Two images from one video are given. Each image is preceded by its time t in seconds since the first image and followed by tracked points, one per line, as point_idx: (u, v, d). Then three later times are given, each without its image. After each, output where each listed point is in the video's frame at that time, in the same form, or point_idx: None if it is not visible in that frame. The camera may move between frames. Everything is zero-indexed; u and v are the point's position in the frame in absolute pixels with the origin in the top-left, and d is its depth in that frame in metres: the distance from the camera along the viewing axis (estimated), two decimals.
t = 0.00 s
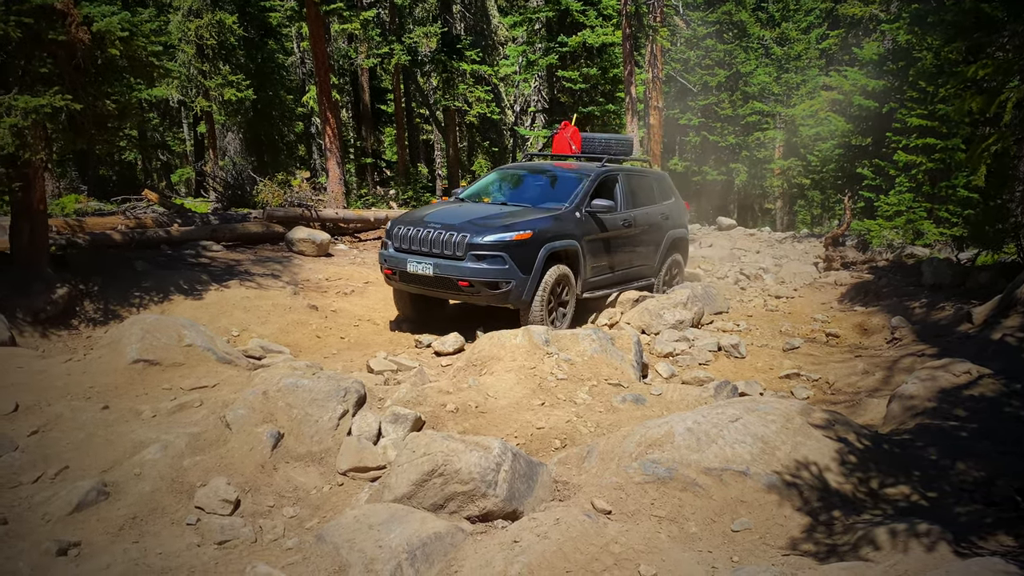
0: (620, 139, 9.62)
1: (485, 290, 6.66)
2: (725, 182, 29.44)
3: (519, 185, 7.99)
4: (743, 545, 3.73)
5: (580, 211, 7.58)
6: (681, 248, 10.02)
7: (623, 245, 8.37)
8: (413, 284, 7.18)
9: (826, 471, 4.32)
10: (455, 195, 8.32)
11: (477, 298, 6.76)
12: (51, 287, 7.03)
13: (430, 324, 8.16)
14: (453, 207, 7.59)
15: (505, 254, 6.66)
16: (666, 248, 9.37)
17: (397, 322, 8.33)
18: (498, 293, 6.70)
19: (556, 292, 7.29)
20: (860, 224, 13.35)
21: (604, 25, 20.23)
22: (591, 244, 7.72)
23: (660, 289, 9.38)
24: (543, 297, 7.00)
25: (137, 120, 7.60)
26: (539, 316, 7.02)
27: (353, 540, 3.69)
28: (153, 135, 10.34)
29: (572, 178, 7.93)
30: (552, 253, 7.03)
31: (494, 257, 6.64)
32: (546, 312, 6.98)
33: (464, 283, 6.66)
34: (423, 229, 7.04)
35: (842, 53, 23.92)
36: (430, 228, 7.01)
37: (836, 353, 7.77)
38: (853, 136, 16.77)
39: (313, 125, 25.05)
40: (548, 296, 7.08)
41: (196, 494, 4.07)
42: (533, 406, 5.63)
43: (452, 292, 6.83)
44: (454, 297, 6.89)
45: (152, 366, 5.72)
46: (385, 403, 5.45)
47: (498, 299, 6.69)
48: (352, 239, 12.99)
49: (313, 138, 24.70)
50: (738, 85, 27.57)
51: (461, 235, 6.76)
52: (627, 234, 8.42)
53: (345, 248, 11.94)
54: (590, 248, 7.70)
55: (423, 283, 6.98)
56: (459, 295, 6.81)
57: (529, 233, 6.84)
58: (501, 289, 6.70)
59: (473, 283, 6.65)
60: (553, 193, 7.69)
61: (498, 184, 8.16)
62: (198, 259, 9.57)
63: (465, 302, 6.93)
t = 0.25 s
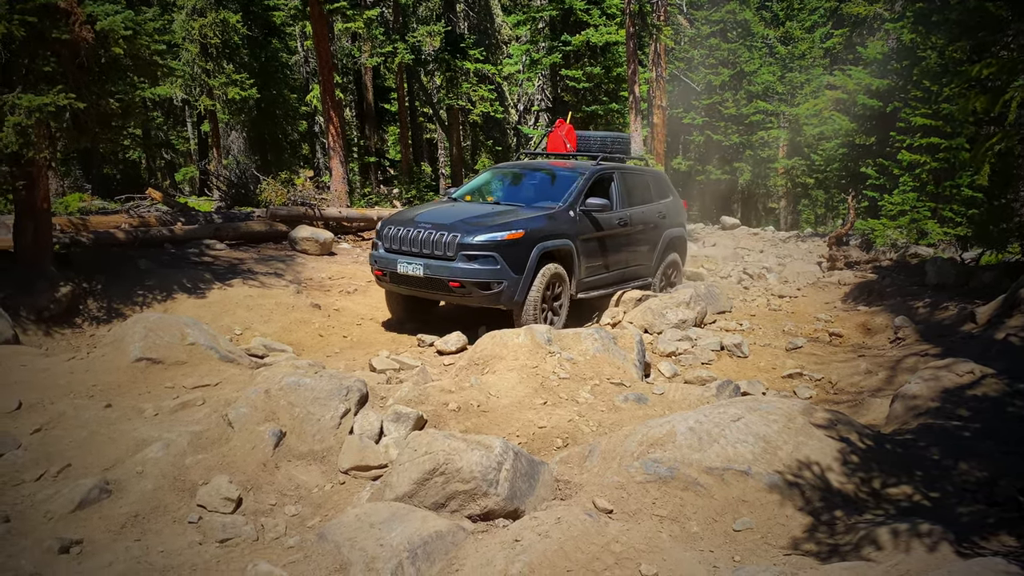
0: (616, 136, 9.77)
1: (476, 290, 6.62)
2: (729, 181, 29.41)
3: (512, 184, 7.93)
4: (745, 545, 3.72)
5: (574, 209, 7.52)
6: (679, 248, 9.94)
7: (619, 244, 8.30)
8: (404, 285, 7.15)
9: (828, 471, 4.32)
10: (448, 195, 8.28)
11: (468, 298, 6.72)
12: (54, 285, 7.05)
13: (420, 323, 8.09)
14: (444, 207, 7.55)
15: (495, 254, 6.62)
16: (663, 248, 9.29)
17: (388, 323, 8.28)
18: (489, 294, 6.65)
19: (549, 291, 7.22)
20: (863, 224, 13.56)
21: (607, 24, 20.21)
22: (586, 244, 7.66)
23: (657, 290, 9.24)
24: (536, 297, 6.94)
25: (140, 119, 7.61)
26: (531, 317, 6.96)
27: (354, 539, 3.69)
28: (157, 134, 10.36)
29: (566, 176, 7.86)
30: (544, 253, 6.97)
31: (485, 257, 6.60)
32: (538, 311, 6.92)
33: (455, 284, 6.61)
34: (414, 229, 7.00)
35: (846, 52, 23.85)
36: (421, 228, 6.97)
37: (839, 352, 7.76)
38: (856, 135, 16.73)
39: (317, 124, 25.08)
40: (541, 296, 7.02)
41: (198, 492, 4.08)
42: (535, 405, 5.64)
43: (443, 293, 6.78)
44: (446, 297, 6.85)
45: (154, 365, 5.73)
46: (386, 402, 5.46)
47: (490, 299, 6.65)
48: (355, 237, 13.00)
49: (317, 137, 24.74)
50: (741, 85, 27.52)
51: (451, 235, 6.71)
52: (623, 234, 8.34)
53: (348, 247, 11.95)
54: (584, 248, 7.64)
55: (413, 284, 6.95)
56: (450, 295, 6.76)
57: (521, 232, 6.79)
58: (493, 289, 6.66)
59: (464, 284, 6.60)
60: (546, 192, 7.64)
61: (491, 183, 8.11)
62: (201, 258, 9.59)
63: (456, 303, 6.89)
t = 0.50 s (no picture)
0: (614, 134, 9.90)
1: (472, 289, 6.56)
2: (734, 180, 29.35)
3: (508, 181, 7.86)
4: (748, 544, 3.72)
5: (571, 207, 7.45)
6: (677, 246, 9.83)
7: (618, 243, 8.21)
8: (398, 283, 7.08)
9: (831, 471, 4.31)
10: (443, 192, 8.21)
11: (463, 296, 6.66)
12: (59, 283, 7.08)
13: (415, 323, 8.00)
14: (439, 204, 7.48)
15: (491, 252, 6.56)
16: (661, 246, 9.20)
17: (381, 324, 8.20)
18: (485, 292, 6.59)
19: (546, 290, 7.16)
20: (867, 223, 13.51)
21: (611, 23, 20.19)
22: (583, 242, 7.58)
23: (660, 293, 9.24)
24: (534, 297, 6.87)
25: (145, 117, 7.62)
26: (529, 317, 6.90)
27: (357, 537, 3.70)
28: (161, 133, 10.39)
29: (563, 173, 7.79)
30: (541, 250, 6.90)
31: (481, 255, 6.54)
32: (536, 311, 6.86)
33: (450, 282, 6.55)
34: (408, 226, 6.94)
35: (851, 51, 23.76)
36: (415, 225, 6.91)
37: (842, 353, 7.74)
38: (861, 135, 16.68)
39: (321, 123, 25.11)
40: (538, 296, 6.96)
41: (201, 490, 4.09)
42: (538, 405, 5.64)
43: (438, 291, 6.72)
44: (441, 296, 6.78)
45: (158, 363, 5.75)
46: (390, 401, 5.47)
47: (486, 298, 6.58)
48: (359, 236, 13.00)
49: (321, 136, 24.76)
50: (746, 84, 27.45)
51: (446, 231, 6.66)
52: (621, 232, 8.26)
53: (352, 246, 11.96)
54: (582, 245, 7.57)
55: (408, 282, 6.88)
56: (445, 294, 6.71)
57: (517, 229, 6.73)
58: (488, 287, 6.59)
59: (459, 281, 6.54)
60: (544, 189, 7.56)
61: (487, 180, 8.04)
62: (205, 257, 9.61)
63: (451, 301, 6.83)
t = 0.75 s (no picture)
0: (607, 129, 9.88)
1: (471, 292, 6.50)
2: (739, 180, 29.29)
3: (503, 180, 7.79)
4: (752, 545, 3.71)
5: (568, 205, 7.39)
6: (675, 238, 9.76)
7: (616, 240, 8.16)
8: (395, 289, 7.01)
9: (836, 472, 4.29)
10: (438, 195, 8.14)
11: (463, 300, 6.60)
12: (65, 282, 7.11)
13: (411, 327, 7.92)
14: (434, 207, 7.42)
15: (489, 254, 6.50)
16: (659, 241, 9.15)
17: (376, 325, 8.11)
18: (484, 295, 6.53)
19: (547, 290, 7.10)
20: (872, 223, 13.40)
21: (616, 22, 20.17)
22: (581, 240, 7.52)
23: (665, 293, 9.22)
24: (535, 297, 6.81)
25: (150, 117, 7.62)
26: (529, 317, 6.84)
27: (361, 536, 3.70)
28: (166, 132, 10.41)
29: (558, 170, 7.73)
30: (539, 250, 6.85)
31: (479, 257, 6.48)
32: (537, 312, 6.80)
33: (448, 286, 6.49)
34: (403, 231, 6.86)
35: (857, 51, 23.67)
36: (411, 229, 6.84)
37: (848, 353, 7.71)
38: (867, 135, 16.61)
39: (326, 122, 25.15)
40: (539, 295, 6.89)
41: (206, 488, 4.10)
42: (542, 405, 5.63)
43: (437, 296, 6.66)
44: (439, 300, 6.72)
45: (163, 362, 5.76)
46: (394, 400, 5.47)
47: (485, 301, 6.53)
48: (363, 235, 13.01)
49: (326, 135, 24.80)
50: (751, 84, 27.38)
51: (443, 235, 6.59)
52: (619, 229, 8.21)
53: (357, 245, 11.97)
54: (580, 244, 7.51)
55: (406, 287, 6.81)
56: (444, 298, 6.65)
57: (514, 230, 6.67)
58: (488, 290, 6.54)
59: (458, 285, 6.48)
60: (539, 187, 7.50)
61: (482, 180, 7.97)
62: (210, 256, 9.63)
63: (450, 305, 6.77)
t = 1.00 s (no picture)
0: (600, 124, 9.62)
1: (468, 293, 6.45)
2: (744, 180, 29.22)
3: (496, 180, 7.74)
4: (758, 545, 3.69)
5: (562, 201, 7.36)
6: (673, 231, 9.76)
7: (613, 236, 8.13)
8: (391, 293, 6.95)
9: (841, 472, 4.27)
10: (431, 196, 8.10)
11: (459, 301, 6.55)
12: (71, 281, 7.14)
13: (409, 328, 7.84)
14: (427, 209, 7.37)
15: (485, 253, 6.46)
16: (657, 234, 9.12)
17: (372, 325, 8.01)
18: (481, 295, 6.48)
19: (546, 288, 7.07)
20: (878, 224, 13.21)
21: (622, 22, 20.15)
22: (578, 236, 7.49)
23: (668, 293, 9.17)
24: (532, 293, 6.78)
25: (156, 115, 7.66)
26: (527, 314, 6.80)
27: (367, 534, 3.70)
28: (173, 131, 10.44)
29: (552, 167, 7.69)
30: (535, 247, 6.82)
31: (475, 257, 6.44)
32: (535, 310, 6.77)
33: (444, 287, 6.44)
34: (397, 234, 6.80)
35: (863, 51, 23.59)
36: (404, 232, 6.78)
37: (854, 353, 7.67)
38: (872, 135, 16.53)
39: (331, 121, 25.20)
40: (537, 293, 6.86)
41: (212, 487, 4.11)
42: (547, 404, 5.62)
43: (432, 298, 6.61)
44: (435, 302, 6.66)
45: (169, 360, 5.78)
46: (399, 399, 5.47)
47: (482, 301, 6.47)
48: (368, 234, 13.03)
49: (331, 134, 24.85)
50: (756, 84, 27.30)
51: (437, 237, 6.54)
52: (615, 224, 8.18)
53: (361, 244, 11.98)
54: (576, 240, 7.48)
55: (402, 290, 6.76)
56: (440, 300, 6.59)
57: (509, 228, 6.63)
58: (485, 290, 6.49)
59: (454, 286, 6.43)
60: (534, 185, 7.46)
61: (475, 180, 7.93)
62: (215, 255, 9.66)
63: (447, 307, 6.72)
